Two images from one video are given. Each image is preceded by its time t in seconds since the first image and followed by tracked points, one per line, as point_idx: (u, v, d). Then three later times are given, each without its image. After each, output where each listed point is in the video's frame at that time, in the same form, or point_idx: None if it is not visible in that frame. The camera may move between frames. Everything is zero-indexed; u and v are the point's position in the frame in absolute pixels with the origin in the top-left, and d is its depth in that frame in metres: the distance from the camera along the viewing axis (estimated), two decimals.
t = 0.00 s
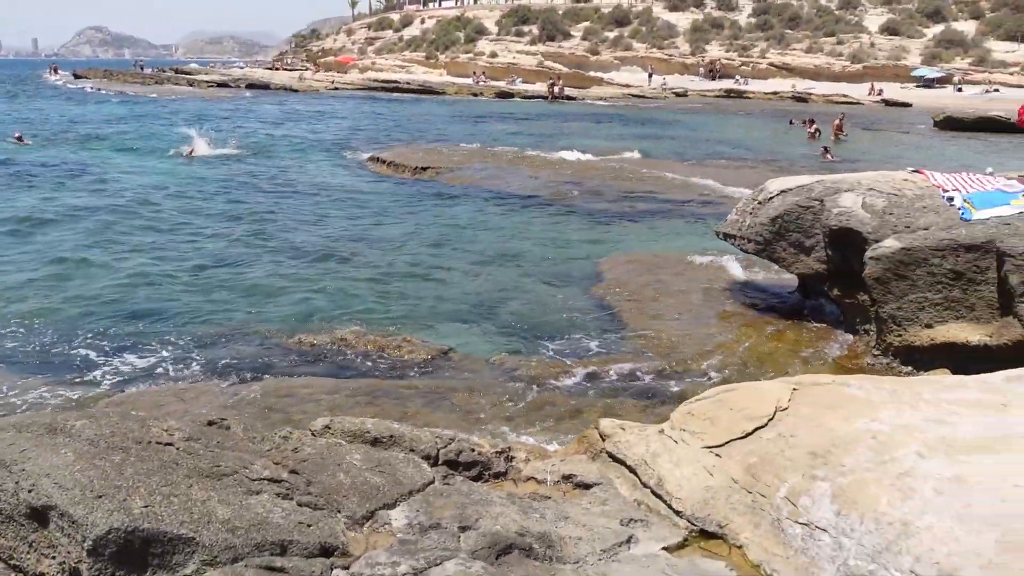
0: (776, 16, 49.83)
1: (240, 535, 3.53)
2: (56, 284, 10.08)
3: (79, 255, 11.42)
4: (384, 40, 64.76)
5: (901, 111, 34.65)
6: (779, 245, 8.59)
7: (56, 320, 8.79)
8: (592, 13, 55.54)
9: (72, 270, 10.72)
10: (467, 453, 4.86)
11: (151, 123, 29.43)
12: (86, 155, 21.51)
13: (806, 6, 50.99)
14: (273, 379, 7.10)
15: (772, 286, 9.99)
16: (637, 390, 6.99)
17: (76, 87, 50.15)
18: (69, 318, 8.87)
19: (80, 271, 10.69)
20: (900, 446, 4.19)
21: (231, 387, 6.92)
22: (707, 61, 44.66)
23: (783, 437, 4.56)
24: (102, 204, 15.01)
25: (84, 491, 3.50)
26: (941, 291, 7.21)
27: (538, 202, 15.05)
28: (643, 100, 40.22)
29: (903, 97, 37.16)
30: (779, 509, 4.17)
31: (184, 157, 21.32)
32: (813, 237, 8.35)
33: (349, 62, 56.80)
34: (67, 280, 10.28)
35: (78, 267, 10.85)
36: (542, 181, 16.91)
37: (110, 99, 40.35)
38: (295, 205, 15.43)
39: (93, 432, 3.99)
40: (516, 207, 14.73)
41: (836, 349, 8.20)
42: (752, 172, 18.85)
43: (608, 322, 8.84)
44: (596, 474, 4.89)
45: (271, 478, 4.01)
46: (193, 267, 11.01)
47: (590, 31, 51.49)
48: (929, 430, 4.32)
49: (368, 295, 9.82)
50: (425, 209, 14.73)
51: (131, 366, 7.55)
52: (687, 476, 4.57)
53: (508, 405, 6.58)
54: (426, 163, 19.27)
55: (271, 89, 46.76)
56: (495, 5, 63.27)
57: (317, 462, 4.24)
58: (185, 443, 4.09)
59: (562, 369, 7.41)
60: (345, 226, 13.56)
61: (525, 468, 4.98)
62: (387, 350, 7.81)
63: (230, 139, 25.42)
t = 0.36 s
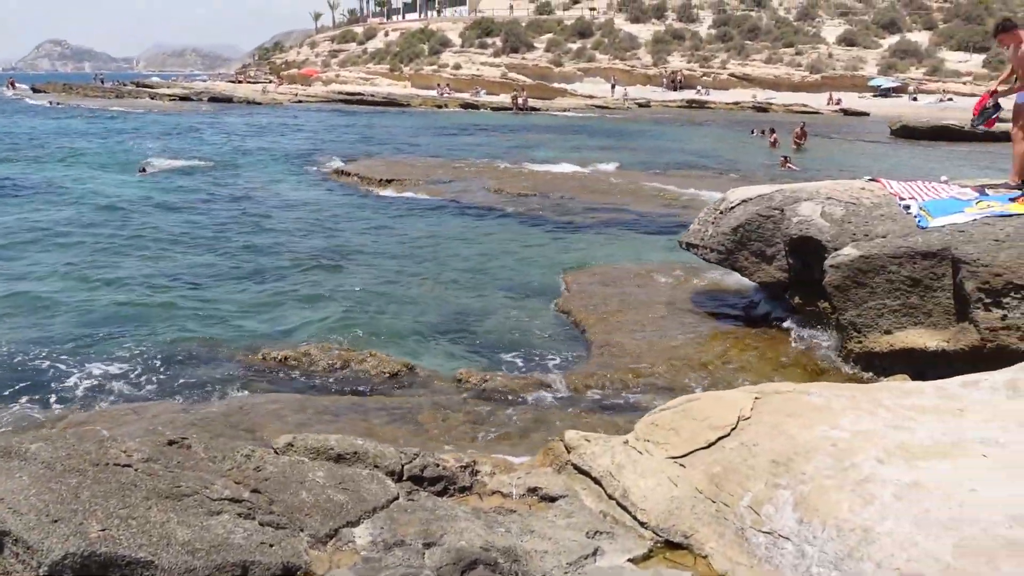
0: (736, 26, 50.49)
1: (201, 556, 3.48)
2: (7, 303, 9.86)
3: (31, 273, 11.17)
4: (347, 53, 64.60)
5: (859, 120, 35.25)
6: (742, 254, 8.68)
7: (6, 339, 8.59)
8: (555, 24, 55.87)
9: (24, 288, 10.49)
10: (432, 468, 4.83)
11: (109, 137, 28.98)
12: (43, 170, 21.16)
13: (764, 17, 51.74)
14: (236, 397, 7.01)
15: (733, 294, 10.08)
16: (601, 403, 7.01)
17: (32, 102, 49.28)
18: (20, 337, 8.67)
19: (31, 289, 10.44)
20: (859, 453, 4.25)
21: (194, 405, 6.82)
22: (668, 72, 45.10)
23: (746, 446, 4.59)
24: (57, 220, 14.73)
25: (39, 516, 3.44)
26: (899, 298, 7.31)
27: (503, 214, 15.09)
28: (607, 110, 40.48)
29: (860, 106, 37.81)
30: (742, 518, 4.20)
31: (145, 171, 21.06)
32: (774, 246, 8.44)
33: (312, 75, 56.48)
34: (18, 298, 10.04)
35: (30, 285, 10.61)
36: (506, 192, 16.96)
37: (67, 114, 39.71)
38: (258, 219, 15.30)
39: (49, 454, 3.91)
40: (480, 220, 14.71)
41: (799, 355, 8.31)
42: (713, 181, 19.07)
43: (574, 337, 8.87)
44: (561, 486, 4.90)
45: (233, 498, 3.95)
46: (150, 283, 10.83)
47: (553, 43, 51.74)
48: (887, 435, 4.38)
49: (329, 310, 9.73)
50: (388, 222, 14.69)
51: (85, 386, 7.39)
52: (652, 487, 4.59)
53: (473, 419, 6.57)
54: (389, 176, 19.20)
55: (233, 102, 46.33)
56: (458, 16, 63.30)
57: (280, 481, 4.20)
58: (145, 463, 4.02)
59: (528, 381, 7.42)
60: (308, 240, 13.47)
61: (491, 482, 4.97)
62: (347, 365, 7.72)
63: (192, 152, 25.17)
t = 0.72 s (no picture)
0: (755, 58, 50.65)
1: None
2: (31, 337, 9.95)
3: (55, 307, 11.28)
4: (369, 87, 65.46)
5: (880, 150, 35.14)
6: (764, 286, 8.63)
7: (30, 374, 8.66)
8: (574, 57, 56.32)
9: (48, 322, 10.60)
10: (455, 503, 4.80)
11: (135, 172, 29.44)
12: (70, 204, 21.50)
13: (783, 49, 51.88)
14: (258, 431, 7.01)
15: (755, 324, 10.02)
16: (624, 437, 6.95)
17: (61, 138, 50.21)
18: (43, 371, 8.74)
19: (56, 323, 10.55)
20: (890, 487, 4.18)
21: (215, 439, 6.83)
22: (688, 104, 45.27)
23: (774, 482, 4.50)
24: (82, 255, 14.92)
25: (64, 553, 3.45)
26: (926, 329, 7.24)
27: (524, 246, 15.14)
28: (627, 142, 40.64)
29: (881, 136, 37.72)
30: (770, 556, 4.11)
31: (171, 205, 21.36)
32: (797, 277, 8.39)
33: (334, 109, 57.18)
34: (42, 332, 10.14)
35: (55, 319, 10.72)
36: (526, 225, 17.00)
37: (93, 149, 40.38)
38: (281, 252, 15.45)
39: (75, 489, 3.93)
40: (500, 253, 14.73)
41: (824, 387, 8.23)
42: (734, 212, 19.02)
43: (595, 371, 8.83)
44: (586, 522, 4.86)
45: (257, 533, 3.93)
46: (172, 317, 10.91)
47: (572, 76, 52.13)
48: (917, 470, 4.31)
49: (350, 343, 9.77)
50: (409, 255, 14.77)
51: (108, 420, 7.43)
52: (678, 522, 4.53)
53: (496, 453, 6.54)
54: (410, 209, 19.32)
55: (257, 136, 46.96)
56: (477, 50, 63.97)
57: (304, 517, 4.19)
58: (169, 497, 4.01)
59: (550, 416, 7.38)
60: (330, 272, 13.56)
61: (514, 517, 4.94)
62: (367, 399, 7.71)
63: (216, 186, 25.49)
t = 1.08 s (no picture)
0: (795, 80, 50.33)
1: None
2: (78, 360, 10.14)
3: (101, 330, 11.49)
4: (409, 113, 66.21)
5: (926, 172, 34.60)
6: (808, 310, 8.49)
7: (76, 395, 8.80)
8: (613, 81, 56.43)
9: (94, 344, 10.78)
10: (495, 529, 4.77)
11: (181, 198, 30.06)
12: (118, 229, 21.96)
13: (825, 71, 51.47)
14: (299, 454, 7.05)
15: (797, 349, 9.88)
16: (664, 463, 6.86)
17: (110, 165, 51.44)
18: (87, 393, 8.87)
19: (101, 346, 10.74)
20: (941, 518, 4.07)
21: (257, 461, 6.87)
22: (728, 126, 45.07)
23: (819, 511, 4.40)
24: (129, 279, 15.22)
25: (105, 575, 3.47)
26: (976, 355, 7.05)
27: (563, 270, 15.12)
28: (666, 166, 40.51)
29: (926, 158, 37.15)
30: None
31: (215, 229, 21.72)
32: (842, 301, 8.25)
33: (375, 134, 57.86)
34: (88, 355, 10.32)
35: (101, 342, 10.91)
36: (566, 248, 17.00)
37: (141, 176, 41.28)
38: (322, 275, 15.62)
39: (118, 511, 3.96)
40: (539, 277, 14.72)
41: (869, 412, 8.06)
42: (775, 235, 18.82)
43: (635, 395, 8.75)
44: (627, 549, 4.79)
45: (296, 558, 3.91)
46: (214, 339, 11.04)
47: (611, 100, 52.21)
48: (969, 500, 4.19)
49: (389, 367, 9.81)
50: (448, 278, 14.84)
51: (150, 442, 7.51)
52: (722, 551, 4.45)
53: (536, 478, 6.49)
54: (450, 233, 19.43)
55: (299, 162, 47.66)
56: (517, 75, 64.40)
57: (343, 542, 4.17)
58: (209, 522, 4.03)
59: (590, 442, 7.30)
60: (371, 296, 13.67)
61: (554, 543, 4.88)
62: (405, 422, 7.72)
63: (259, 211, 25.87)
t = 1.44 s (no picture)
0: (827, 88, 49.91)
1: None
2: (110, 365, 10.28)
3: (133, 337, 11.62)
4: (438, 122, 66.51)
5: (960, 181, 34.13)
6: (841, 320, 8.38)
7: (109, 400, 8.92)
8: (642, 89, 56.32)
9: (126, 350, 10.93)
10: (524, 539, 4.77)
11: (213, 206, 30.43)
12: (151, 238, 22.24)
13: (857, 79, 50.99)
14: (328, 460, 7.07)
15: (829, 361, 9.75)
16: (695, 474, 6.79)
17: (144, 173, 52.24)
18: (120, 398, 9.00)
19: (133, 351, 10.88)
20: (979, 533, 4.00)
21: (287, 467, 6.92)
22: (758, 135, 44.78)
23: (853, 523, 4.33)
24: (161, 285, 15.41)
25: None
26: (1013, 367, 6.92)
27: (592, 279, 15.07)
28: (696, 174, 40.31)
29: (961, 166, 36.64)
30: None
31: (245, 237, 21.94)
32: (876, 311, 8.13)
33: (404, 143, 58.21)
34: (121, 360, 10.46)
35: (133, 348, 11.04)
36: (594, 257, 16.94)
37: (174, 184, 41.85)
38: (352, 283, 15.71)
39: (151, 516, 3.99)
40: (568, 285, 14.69)
41: (903, 425, 7.91)
42: (807, 244, 18.62)
43: (664, 404, 8.70)
44: (657, 560, 4.74)
45: (326, 564, 3.92)
46: (244, 346, 11.13)
47: (640, 108, 52.07)
48: (1008, 514, 4.11)
49: (418, 374, 9.83)
50: (477, 286, 14.86)
51: (182, 447, 7.59)
52: (754, 563, 4.38)
53: (565, 487, 6.46)
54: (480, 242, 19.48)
55: (329, 170, 48.07)
56: (546, 84, 64.52)
57: (372, 549, 4.18)
58: (241, 527, 4.06)
59: (619, 451, 7.27)
60: (400, 304, 13.72)
61: (583, 554, 4.86)
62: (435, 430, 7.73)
63: (289, 219, 26.08)
